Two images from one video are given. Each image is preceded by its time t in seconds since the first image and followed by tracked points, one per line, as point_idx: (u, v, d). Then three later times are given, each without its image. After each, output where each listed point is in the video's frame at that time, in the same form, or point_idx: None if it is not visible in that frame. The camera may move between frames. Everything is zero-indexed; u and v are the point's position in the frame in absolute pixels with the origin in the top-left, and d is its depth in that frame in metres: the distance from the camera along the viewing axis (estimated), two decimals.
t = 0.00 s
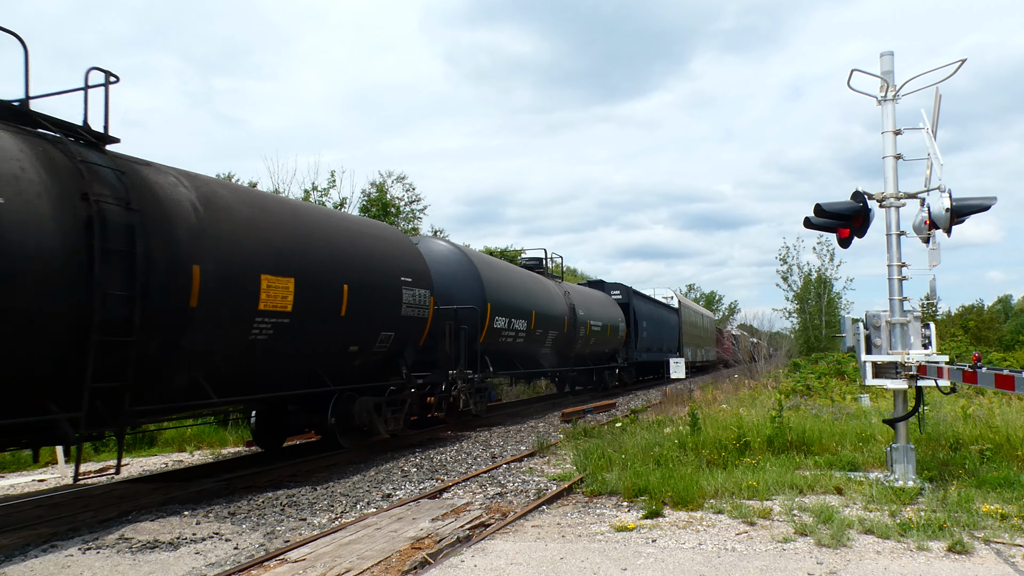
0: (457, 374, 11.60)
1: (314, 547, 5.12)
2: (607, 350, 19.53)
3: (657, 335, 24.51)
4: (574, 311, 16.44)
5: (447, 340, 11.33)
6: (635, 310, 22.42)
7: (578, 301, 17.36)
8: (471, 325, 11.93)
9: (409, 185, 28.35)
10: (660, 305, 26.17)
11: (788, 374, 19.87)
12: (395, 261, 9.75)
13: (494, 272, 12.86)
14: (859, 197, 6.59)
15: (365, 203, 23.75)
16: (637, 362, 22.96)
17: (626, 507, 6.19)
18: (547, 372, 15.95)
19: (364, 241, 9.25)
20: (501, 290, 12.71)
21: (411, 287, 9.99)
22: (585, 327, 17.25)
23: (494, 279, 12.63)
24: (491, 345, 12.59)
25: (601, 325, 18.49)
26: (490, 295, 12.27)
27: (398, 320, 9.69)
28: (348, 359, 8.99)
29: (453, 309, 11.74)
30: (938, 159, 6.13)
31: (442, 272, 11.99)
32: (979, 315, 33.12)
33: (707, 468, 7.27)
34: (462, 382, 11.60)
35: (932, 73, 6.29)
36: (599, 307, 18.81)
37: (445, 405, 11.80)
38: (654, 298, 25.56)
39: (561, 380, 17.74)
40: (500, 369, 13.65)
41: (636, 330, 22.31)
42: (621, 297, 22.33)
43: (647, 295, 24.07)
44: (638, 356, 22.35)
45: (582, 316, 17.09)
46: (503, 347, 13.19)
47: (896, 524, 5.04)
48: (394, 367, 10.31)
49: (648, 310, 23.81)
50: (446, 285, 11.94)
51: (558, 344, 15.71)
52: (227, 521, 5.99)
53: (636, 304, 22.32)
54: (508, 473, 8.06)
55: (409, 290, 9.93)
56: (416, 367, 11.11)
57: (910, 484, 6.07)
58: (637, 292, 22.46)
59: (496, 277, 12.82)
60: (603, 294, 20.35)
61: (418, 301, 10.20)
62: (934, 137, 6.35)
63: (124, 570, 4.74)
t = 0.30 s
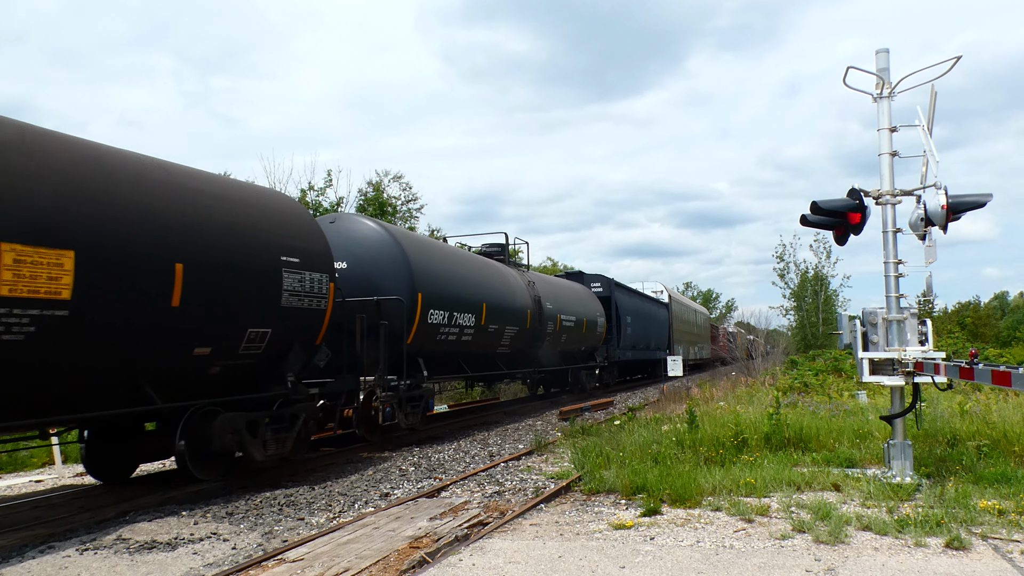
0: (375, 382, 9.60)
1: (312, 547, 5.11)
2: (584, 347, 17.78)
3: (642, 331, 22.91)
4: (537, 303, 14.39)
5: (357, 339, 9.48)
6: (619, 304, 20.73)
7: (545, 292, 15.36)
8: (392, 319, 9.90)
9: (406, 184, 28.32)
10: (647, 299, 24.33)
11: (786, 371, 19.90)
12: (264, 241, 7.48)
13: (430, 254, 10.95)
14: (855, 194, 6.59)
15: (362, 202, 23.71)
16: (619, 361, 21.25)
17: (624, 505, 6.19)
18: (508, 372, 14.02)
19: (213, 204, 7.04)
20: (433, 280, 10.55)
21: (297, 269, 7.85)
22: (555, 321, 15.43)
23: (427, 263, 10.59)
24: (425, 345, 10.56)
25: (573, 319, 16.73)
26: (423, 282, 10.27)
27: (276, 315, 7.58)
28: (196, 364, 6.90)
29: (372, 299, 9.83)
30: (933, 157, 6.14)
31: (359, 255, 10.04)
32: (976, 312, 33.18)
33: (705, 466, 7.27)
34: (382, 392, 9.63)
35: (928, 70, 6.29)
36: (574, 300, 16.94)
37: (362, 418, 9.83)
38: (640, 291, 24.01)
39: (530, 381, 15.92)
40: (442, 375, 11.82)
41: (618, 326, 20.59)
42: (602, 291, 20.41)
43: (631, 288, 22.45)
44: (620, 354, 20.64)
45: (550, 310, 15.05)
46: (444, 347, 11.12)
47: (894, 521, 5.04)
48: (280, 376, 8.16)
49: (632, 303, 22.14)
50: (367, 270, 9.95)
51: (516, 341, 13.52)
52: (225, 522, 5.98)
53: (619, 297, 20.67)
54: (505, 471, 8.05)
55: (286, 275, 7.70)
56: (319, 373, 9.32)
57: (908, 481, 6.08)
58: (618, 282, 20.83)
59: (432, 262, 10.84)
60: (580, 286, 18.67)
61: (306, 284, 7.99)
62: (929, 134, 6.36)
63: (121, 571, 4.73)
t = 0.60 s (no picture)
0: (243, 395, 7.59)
1: (314, 546, 5.12)
2: (557, 347, 15.88)
3: (629, 328, 21.31)
4: (493, 294, 12.56)
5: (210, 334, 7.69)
6: (602, 298, 19.12)
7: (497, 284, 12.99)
8: (273, 314, 7.90)
9: (407, 186, 28.60)
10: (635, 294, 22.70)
11: (788, 369, 19.89)
12: (54, 197, 5.46)
13: (340, 229, 8.94)
14: (856, 192, 6.59)
15: (362, 203, 23.72)
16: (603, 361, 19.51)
17: (625, 504, 6.19)
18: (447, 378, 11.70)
19: None
20: (335, 265, 8.46)
21: (85, 239, 5.64)
22: (517, 316, 13.46)
23: (332, 247, 8.51)
24: (333, 343, 8.65)
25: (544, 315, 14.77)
26: (326, 263, 8.31)
27: (38, 307, 5.31)
28: None
29: (249, 285, 7.87)
30: (933, 155, 6.13)
31: (236, 229, 8.02)
32: (977, 309, 33.13)
33: (706, 464, 7.27)
34: (256, 408, 7.54)
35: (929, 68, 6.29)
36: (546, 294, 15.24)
37: (235, 437, 7.33)
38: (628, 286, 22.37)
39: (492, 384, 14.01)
40: (359, 379, 9.83)
41: (602, 322, 18.98)
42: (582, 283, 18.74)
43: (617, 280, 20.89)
44: (603, 352, 18.92)
45: (511, 303, 13.29)
46: (360, 347, 9.19)
47: (895, 519, 5.04)
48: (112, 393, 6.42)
49: (617, 297, 20.62)
50: (244, 249, 7.96)
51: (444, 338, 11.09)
52: (226, 521, 5.98)
53: (601, 290, 19.10)
54: (507, 471, 8.05)
55: (61, 245, 5.44)
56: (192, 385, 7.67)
57: (909, 479, 6.08)
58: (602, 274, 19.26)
59: (333, 244, 8.57)
60: (557, 277, 17.03)
61: (104, 260, 5.81)
62: (930, 132, 6.35)
63: (123, 571, 4.74)
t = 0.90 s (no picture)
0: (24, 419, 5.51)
1: (317, 546, 5.13)
2: (523, 345, 14.31)
3: (616, 324, 19.88)
4: (431, 283, 10.87)
5: None
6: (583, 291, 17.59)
7: (439, 270, 11.29)
8: (55, 302, 5.74)
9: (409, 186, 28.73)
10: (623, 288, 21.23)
11: (791, 368, 19.85)
12: None
13: (273, 212, 8.06)
14: (860, 192, 6.57)
15: (365, 202, 23.73)
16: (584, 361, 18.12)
17: (628, 504, 6.19)
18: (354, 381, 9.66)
19: None
20: (160, 234, 6.40)
21: None
22: (470, 308, 11.93)
23: (164, 208, 6.55)
24: (171, 344, 6.70)
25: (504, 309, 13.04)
26: (184, 238, 6.64)
27: None
28: None
29: (22, 259, 5.67)
30: (938, 154, 6.11)
31: (16, 177, 5.89)
32: (982, 309, 33.01)
33: (709, 464, 7.26)
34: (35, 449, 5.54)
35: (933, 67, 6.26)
36: (497, 284, 13.14)
37: None
38: (616, 280, 20.90)
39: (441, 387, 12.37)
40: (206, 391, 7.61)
41: (581, 318, 17.54)
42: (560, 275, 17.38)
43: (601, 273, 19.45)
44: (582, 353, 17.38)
45: (456, 292, 11.57)
46: (232, 351, 7.41)
47: (899, 519, 5.03)
48: None
49: (603, 291, 19.11)
50: (25, 206, 5.81)
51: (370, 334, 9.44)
52: (229, 521, 5.99)
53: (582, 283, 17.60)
54: (510, 470, 8.06)
55: None
56: None
57: (913, 479, 6.07)
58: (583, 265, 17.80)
59: (205, 216, 6.99)
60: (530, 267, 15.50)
61: None
62: (935, 131, 6.33)
63: (126, 570, 4.74)
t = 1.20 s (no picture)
0: None
1: (319, 546, 5.13)
2: (480, 347, 12.38)
3: (594, 319, 18.46)
4: (341, 268, 8.57)
5: None
6: (557, 281, 16.08)
7: (353, 253, 8.96)
8: None
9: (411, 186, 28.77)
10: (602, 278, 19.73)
11: (793, 367, 19.82)
12: None
13: None
14: (861, 191, 6.56)
15: (366, 203, 23.73)
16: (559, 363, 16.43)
17: (630, 503, 6.19)
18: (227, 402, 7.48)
19: None
20: None
21: None
22: (396, 300, 9.62)
23: None
24: None
25: (439, 301, 10.69)
26: (74, 215, 5.55)
27: None
28: None
29: None
30: (940, 153, 6.10)
31: None
32: (984, 308, 32.94)
33: (711, 463, 7.26)
34: None
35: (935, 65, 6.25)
36: (445, 269, 11.14)
37: None
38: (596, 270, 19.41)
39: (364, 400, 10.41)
40: None
41: (558, 311, 15.99)
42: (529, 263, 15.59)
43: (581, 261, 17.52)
44: (555, 351, 15.79)
45: (380, 279, 9.32)
46: None
47: (901, 518, 5.02)
48: None
49: (579, 282, 17.62)
50: None
51: (267, 342, 7.63)
52: (232, 521, 6.00)
53: (556, 272, 16.06)
54: (512, 470, 8.07)
55: None
56: None
57: (915, 478, 6.06)
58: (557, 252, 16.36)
59: None
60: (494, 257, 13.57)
61: None
62: (936, 129, 6.32)
63: (129, 570, 4.76)
